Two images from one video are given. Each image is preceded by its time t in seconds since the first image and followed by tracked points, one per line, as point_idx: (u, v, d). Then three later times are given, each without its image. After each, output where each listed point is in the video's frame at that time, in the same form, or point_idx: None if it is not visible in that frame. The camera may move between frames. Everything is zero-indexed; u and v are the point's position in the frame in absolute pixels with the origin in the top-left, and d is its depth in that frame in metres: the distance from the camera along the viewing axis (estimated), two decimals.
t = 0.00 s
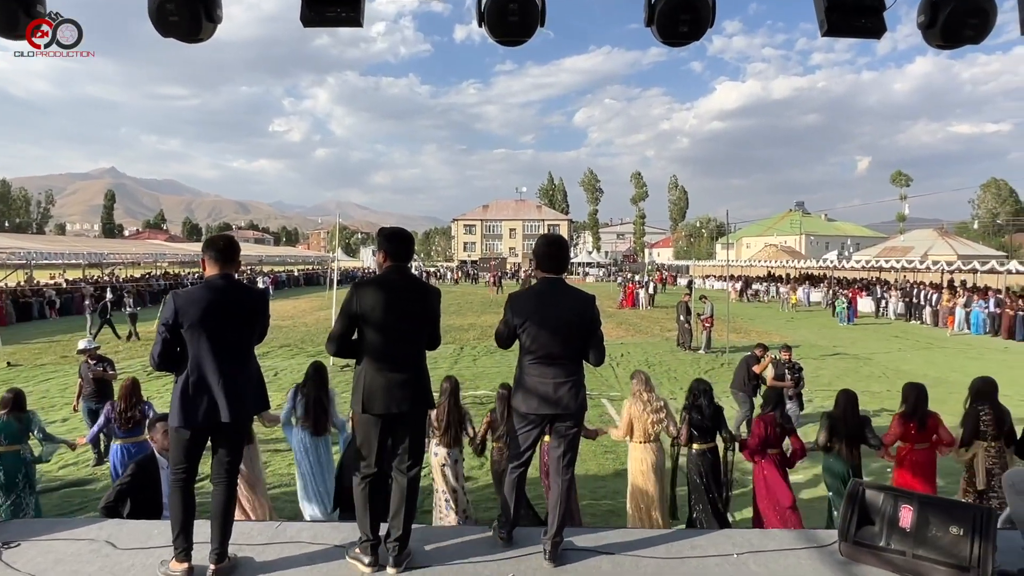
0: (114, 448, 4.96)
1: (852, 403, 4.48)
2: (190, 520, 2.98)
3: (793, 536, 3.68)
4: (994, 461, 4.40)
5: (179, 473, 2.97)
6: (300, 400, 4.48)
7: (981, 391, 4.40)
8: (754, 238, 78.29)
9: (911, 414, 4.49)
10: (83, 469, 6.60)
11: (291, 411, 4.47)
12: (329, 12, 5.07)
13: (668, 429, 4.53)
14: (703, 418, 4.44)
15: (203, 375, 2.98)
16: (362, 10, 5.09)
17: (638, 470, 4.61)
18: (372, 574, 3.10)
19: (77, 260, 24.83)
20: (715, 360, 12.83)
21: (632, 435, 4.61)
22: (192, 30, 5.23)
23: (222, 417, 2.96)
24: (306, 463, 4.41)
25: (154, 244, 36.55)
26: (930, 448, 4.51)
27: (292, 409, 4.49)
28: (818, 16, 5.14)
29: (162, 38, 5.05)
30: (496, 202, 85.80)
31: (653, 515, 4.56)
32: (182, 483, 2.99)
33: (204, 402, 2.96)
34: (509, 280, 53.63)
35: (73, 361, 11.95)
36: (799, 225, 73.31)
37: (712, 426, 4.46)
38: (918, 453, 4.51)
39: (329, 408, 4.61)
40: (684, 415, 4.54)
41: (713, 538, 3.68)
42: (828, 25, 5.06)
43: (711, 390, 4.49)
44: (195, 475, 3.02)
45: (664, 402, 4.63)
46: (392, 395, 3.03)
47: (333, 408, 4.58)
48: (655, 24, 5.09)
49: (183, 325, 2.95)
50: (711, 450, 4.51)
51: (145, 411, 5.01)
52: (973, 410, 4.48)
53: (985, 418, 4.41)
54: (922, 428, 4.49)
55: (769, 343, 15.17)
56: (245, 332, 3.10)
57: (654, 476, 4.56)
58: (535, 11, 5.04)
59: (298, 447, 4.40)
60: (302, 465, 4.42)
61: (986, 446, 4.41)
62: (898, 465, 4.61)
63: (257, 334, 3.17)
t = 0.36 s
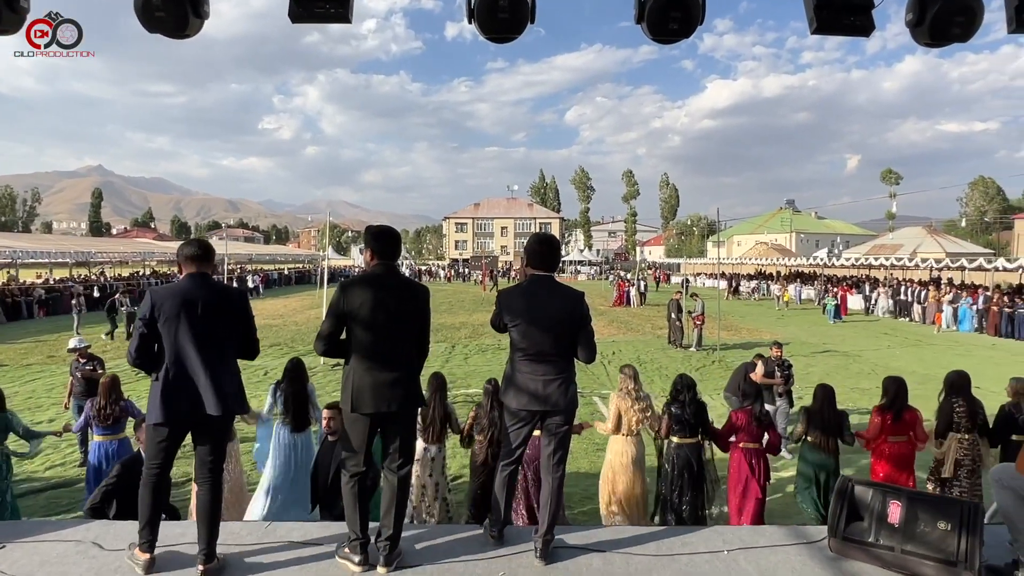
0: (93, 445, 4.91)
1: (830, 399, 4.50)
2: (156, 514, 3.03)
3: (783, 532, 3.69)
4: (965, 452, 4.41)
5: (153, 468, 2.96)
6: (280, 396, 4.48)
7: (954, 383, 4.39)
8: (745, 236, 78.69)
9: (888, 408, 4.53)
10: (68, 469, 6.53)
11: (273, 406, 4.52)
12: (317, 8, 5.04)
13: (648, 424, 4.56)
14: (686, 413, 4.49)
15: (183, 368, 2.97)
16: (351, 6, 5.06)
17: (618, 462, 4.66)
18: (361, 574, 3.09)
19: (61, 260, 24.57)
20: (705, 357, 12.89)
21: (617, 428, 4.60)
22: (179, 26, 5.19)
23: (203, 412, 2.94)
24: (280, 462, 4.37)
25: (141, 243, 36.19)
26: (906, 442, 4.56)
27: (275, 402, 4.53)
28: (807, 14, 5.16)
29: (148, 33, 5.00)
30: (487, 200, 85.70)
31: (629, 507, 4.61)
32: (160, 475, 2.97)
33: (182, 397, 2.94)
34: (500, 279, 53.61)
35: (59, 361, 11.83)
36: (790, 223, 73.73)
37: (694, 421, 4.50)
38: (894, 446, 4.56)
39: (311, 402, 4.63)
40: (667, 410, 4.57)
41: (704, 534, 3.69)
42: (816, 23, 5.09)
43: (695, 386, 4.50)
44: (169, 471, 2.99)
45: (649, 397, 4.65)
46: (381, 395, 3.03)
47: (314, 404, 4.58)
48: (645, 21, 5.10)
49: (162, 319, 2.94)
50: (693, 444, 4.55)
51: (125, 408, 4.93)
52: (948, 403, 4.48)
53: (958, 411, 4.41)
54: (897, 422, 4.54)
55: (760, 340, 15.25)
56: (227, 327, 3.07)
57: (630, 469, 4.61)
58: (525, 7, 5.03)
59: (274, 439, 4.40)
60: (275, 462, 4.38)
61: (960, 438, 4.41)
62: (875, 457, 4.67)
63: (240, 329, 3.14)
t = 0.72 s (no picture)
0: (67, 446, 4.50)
1: (813, 397, 4.53)
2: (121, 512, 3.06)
3: (777, 529, 3.67)
4: (940, 450, 4.44)
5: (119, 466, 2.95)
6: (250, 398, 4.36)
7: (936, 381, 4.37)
8: (740, 234, 78.82)
9: (876, 405, 4.52)
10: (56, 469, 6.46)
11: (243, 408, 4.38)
12: (308, 3, 4.98)
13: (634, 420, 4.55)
14: (674, 410, 4.46)
15: (143, 363, 2.92)
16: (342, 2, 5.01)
17: (599, 454, 4.64)
18: (343, 572, 3.07)
19: (50, 258, 24.36)
20: (699, 355, 12.88)
21: (603, 420, 4.61)
22: (167, 21, 5.12)
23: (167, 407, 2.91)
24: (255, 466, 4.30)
25: (131, 241, 35.94)
26: (892, 439, 4.55)
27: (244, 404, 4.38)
28: (801, 10, 5.13)
29: (137, 28, 4.95)
30: (481, 198, 85.51)
31: (611, 501, 4.58)
32: (129, 466, 2.96)
33: (141, 389, 2.89)
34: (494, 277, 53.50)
35: (49, 360, 11.73)
36: (785, 221, 73.85)
37: (683, 418, 4.48)
38: (879, 442, 4.56)
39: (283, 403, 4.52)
40: (655, 407, 4.57)
41: (698, 531, 3.67)
42: (810, 19, 5.05)
43: (683, 383, 4.49)
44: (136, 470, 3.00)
45: (636, 393, 4.65)
46: (365, 391, 2.98)
47: (288, 402, 4.47)
48: (638, 17, 5.07)
49: (119, 316, 2.92)
50: (682, 441, 4.52)
51: (97, 411, 4.41)
52: (927, 401, 4.48)
53: (936, 409, 4.41)
54: (885, 419, 4.54)
55: (755, 338, 15.26)
56: (186, 321, 2.99)
57: (611, 461, 4.58)
58: (518, 2, 4.99)
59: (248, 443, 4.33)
60: (249, 466, 4.31)
61: (936, 435, 4.44)
62: (859, 453, 4.66)
63: (203, 323, 3.06)
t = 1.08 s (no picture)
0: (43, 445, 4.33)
1: (801, 393, 4.47)
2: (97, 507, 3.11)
3: (773, 527, 3.63)
4: (928, 450, 4.40)
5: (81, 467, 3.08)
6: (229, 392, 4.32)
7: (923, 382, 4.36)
8: (738, 231, 78.74)
9: (863, 405, 4.49)
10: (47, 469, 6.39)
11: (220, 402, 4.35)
12: None
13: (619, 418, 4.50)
14: (664, 409, 4.44)
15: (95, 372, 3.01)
16: None
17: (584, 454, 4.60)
18: (337, 572, 3.03)
19: (42, 255, 24.17)
20: (697, 352, 12.83)
21: (587, 418, 4.58)
22: (158, 15, 5.05)
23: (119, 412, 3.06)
24: (234, 463, 4.29)
25: (124, 238, 35.74)
26: (879, 439, 4.54)
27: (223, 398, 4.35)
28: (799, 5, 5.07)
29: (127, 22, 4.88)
30: (478, 195, 85.28)
31: (600, 500, 4.55)
32: (91, 467, 3.09)
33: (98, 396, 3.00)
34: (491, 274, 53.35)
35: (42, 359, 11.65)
36: (783, 217, 73.81)
37: (674, 416, 4.46)
38: (867, 443, 4.55)
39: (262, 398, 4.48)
40: (646, 406, 4.54)
41: (695, 530, 3.63)
42: (809, 14, 4.99)
43: (673, 383, 4.44)
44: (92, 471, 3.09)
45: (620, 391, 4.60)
46: (339, 387, 2.93)
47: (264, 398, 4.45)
48: (635, 12, 5.00)
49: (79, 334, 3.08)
50: (674, 440, 4.49)
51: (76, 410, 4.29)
52: (914, 401, 4.47)
53: (923, 409, 4.41)
54: (872, 419, 4.52)
55: (753, 336, 15.19)
56: (140, 339, 3.11)
57: (595, 461, 4.54)
58: None
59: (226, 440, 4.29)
60: (229, 462, 4.30)
61: (925, 435, 4.41)
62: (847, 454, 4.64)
63: (155, 341, 3.18)
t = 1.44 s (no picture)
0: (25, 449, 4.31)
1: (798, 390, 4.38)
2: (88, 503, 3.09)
3: (772, 527, 3.54)
4: (930, 451, 4.33)
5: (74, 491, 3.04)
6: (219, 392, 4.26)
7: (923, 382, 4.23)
8: (739, 228, 78.48)
9: (860, 404, 4.39)
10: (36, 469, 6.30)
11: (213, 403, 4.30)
12: None
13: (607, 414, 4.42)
14: (661, 408, 4.36)
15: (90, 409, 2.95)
16: None
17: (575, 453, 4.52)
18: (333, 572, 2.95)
19: (33, 252, 23.96)
20: (697, 350, 12.73)
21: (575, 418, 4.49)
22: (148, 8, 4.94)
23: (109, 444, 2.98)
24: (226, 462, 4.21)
25: (116, 235, 35.42)
26: (877, 439, 4.46)
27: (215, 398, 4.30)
28: None
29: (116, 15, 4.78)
30: (477, 191, 85.00)
31: (594, 500, 4.47)
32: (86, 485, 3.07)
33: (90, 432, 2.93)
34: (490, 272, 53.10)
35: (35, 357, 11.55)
36: (785, 214, 73.54)
37: (672, 416, 4.37)
38: (864, 442, 4.46)
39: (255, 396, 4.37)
40: (642, 405, 4.46)
41: (694, 529, 3.54)
42: (811, 7, 4.88)
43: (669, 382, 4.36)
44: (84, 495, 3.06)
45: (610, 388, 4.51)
46: (323, 386, 2.83)
47: (257, 400, 4.30)
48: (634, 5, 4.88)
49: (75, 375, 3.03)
50: (672, 439, 4.41)
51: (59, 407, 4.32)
52: (914, 401, 4.36)
53: (923, 409, 4.30)
54: (870, 419, 4.42)
55: (753, 334, 15.06)
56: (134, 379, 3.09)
57: (587, 460, 4.46)
58: None
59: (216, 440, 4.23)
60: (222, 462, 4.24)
61: (926, 435, 4.33)
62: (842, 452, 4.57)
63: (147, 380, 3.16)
